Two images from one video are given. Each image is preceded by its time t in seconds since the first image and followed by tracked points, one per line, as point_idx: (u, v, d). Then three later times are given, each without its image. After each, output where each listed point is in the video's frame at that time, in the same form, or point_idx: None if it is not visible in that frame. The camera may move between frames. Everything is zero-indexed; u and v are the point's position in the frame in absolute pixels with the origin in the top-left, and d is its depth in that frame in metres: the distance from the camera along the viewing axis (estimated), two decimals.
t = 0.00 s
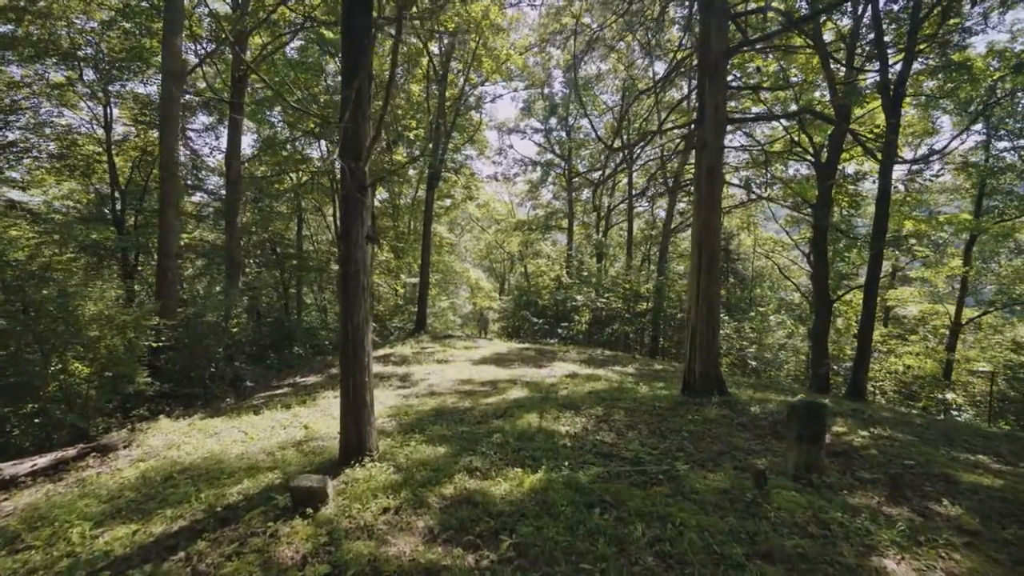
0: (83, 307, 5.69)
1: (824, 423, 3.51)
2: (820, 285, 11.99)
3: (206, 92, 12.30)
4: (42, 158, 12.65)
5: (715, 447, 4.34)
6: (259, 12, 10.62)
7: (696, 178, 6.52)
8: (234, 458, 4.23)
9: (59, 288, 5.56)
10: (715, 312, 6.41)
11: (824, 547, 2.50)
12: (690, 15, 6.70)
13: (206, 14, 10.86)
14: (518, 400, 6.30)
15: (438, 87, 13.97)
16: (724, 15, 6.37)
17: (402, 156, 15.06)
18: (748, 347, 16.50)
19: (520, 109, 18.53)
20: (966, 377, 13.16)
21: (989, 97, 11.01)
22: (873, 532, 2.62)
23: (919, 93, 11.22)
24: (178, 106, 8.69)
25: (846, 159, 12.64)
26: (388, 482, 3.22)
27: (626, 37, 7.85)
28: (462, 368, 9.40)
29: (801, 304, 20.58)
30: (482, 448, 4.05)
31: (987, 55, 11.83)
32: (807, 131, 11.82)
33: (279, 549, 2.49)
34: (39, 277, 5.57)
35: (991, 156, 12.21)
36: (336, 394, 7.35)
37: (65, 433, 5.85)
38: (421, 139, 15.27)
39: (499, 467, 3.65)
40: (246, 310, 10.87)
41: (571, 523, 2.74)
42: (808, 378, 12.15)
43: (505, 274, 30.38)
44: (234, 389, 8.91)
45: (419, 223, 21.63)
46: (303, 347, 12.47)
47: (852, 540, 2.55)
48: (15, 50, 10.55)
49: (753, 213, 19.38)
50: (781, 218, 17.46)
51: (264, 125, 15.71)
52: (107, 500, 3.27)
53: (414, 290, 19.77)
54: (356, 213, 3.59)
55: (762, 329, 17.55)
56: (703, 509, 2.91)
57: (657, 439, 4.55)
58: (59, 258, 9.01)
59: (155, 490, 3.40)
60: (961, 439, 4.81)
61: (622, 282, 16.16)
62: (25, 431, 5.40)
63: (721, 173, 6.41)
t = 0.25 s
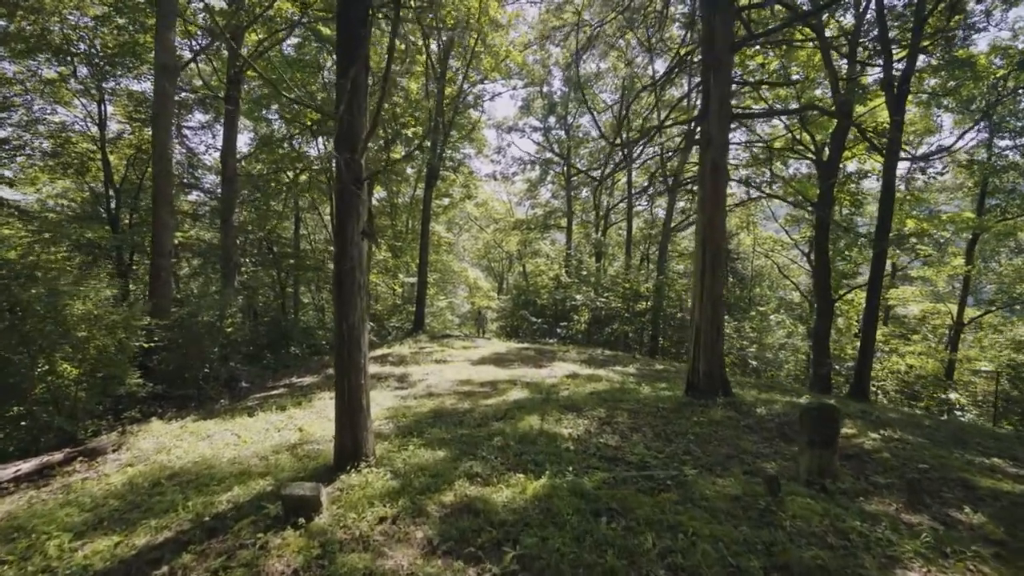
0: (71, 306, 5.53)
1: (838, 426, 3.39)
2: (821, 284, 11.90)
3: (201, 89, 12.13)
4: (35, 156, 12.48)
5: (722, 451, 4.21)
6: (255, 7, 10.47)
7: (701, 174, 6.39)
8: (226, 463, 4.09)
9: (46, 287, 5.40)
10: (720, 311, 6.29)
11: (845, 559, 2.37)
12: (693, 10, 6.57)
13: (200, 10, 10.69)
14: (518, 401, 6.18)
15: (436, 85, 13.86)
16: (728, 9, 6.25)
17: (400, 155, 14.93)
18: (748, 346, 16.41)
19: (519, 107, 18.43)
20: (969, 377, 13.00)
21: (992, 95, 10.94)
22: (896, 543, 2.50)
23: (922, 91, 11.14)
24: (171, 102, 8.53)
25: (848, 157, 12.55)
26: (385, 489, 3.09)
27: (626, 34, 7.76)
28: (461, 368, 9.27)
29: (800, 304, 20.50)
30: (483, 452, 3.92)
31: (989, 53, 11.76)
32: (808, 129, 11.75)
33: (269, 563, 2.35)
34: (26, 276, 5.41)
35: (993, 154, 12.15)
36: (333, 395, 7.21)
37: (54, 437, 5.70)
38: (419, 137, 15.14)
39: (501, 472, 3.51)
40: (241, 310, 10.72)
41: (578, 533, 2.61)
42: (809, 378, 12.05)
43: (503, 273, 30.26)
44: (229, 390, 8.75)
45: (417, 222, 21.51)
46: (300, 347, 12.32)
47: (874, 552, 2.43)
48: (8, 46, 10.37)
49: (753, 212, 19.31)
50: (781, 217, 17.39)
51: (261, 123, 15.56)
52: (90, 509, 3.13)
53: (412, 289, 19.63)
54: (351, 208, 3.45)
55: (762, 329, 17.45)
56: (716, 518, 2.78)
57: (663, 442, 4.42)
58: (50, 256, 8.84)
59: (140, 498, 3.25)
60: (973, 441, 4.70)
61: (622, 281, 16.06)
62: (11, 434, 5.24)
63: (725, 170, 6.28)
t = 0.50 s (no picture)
0: (59, 305, 5.37)
1: (852, 430, 3.27)
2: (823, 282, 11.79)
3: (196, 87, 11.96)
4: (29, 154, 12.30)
5: (730, 455, 4.09)
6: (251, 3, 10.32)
7: (704, 171, 6.26)
8: (216, 469, 3.94)
9: (32, 287, 5.24)
10: (724, 311, 6.16)
11: (869, 573, 2.24)
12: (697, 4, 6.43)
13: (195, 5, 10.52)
14: (518, 403, 6.04)
15: (434, 83, 13.75)
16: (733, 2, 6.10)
17: (398, 153, 14.80)
18: (749, 346, 16.30)
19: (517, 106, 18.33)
20: (971, 377, 12.88)
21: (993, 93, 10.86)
22: (920, 556, 2.37)
23: (924, 89, 11.04)
24: (163, 98, 8.34)
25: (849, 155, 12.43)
26: (381, 498, 2.94)
27: (625, 33, 7.68)
28: (460, 369, 9.14)
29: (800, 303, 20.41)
30: (483, 457, 3.79)
31: (991, 51, 11.69)
32: (808, 127, 11.70)
33: None
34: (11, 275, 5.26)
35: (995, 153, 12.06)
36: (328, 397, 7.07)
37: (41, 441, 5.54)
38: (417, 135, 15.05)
39: (502, 478, 3.38)
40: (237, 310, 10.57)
41: (585, 545, 2.47)
42: (811, 378, 11.94)
43: (501, 273, 30.13)
44: (224, 391, 8.59)
45: (416, 221, 21.37)
46: (296, 347, 12.15)
47: (898, 564, 2.31)
48: None
49: (752, 211, 19.23)
50: (781, 217, 17.31)
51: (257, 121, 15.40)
52: (69, 520, 2.98)
53: (410, 289, 19.48)
54: (345, 203, 3.30)
55: (763, 329, 17.36)
56: (728, 527, 2.65)
57: (668, 446, 4.29)
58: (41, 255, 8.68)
59: (123, 508, 3.10)
60: (987, 445, 4.57)
61: (621, 281, 15.94)
62: None
63: (730, 167, 6.15)
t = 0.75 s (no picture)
0: (44, 305, 5.21)
1: (868, 434, 3.13)
2: (824, 282, 11.69)
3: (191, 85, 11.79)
4: (21, 152, 12.13)
5: (739, 459, 3.95)
6: None
7: (708, 167, 6.12)
8: (205, 476, 3.78)
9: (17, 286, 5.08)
10: (728, 310, 6.02)
11: None
12: None
13: None
14: (518, 404, 5.91)
15: (432, 80, 13.62)
16: None
17: (396, 151, 14.67)
18: (749, 346, 16.19)
19: (516, 104, 18.22)
20: (973, 377, 12.77)
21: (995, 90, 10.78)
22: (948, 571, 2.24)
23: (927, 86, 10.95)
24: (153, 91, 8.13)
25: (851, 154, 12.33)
26: (376, 508, 2.80)
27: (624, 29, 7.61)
28: (458, 370, 9.00)
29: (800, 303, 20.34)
30: (483, 463, 3.64)
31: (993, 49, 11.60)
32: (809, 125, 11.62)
33: None
34: None
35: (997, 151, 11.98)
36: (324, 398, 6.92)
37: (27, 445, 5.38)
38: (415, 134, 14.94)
39: (503, 486, 3.24)
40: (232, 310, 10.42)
41: (592, 560, 2.34)
42: (813, 378, 11.83)
43: (500, 273, 29.99)
44: (218, 393, 8.43)
45: (413, 221, 21.24)
46: (292, 347, 11.99)
47: None
48: None
49: (752, 210, 19.15)
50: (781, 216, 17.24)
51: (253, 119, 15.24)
52: (47, 533, 2.82)
53: (407, 288, 19.34)
54: (338, 197, 3.13)
55: (763, 328, 17.26)
56: (742, 539, 2.52)
57: (674, 450, 4.15)
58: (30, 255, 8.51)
59: (105, 519, 2.95)
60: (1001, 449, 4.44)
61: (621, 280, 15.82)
62: None
63: (734, 163, 6.01)
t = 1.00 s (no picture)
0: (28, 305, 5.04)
1: (887, 440, 3.01)
2: (826, 281, 11.58)
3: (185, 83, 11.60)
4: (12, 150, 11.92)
5: (749, 464, 3.80)
6: None
7: (714, 162, 5.96)
8: (192, 485, 3.62)
9: None
10: (733, 310, 5.87)
11: None
12: None
13: None
14: (518, 406, 5.77)
15: (430, 77, 13.46)
16: None
17: (393, 149, 14.50)
18: (749, 345, 16.09)
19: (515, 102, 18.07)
20: (976, 377, 12.67)
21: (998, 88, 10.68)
22: None
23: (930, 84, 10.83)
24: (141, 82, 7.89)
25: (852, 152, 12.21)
26: (370, 521, 2.66)
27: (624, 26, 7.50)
28: (457, 370, 8.86)
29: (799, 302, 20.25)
30: (484, 470, 3.50)
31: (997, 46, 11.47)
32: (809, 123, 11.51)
33: None
34: None
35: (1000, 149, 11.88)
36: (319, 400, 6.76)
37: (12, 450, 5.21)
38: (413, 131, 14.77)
39: (505, 495, 3.11)
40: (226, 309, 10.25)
41: None
42: (814, 377, 11.72)
43: (498, 272, 29.84)
44: (211, 394, 8.26)
45: (411, 220, 21.08)
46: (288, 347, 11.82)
47: None
48: None
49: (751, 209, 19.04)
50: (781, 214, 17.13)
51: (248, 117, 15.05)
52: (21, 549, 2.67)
53: (405, 288, 19.17)
54: (329, 189, 2.97)
55: (762, 328, 17.16)
56: (759, 554, 2.39)
57: (681, 455, 4.01)
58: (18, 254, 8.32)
59: (83, 534, 2.80)
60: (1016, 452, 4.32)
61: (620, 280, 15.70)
62: None
63: (740, 159, 5.85)
